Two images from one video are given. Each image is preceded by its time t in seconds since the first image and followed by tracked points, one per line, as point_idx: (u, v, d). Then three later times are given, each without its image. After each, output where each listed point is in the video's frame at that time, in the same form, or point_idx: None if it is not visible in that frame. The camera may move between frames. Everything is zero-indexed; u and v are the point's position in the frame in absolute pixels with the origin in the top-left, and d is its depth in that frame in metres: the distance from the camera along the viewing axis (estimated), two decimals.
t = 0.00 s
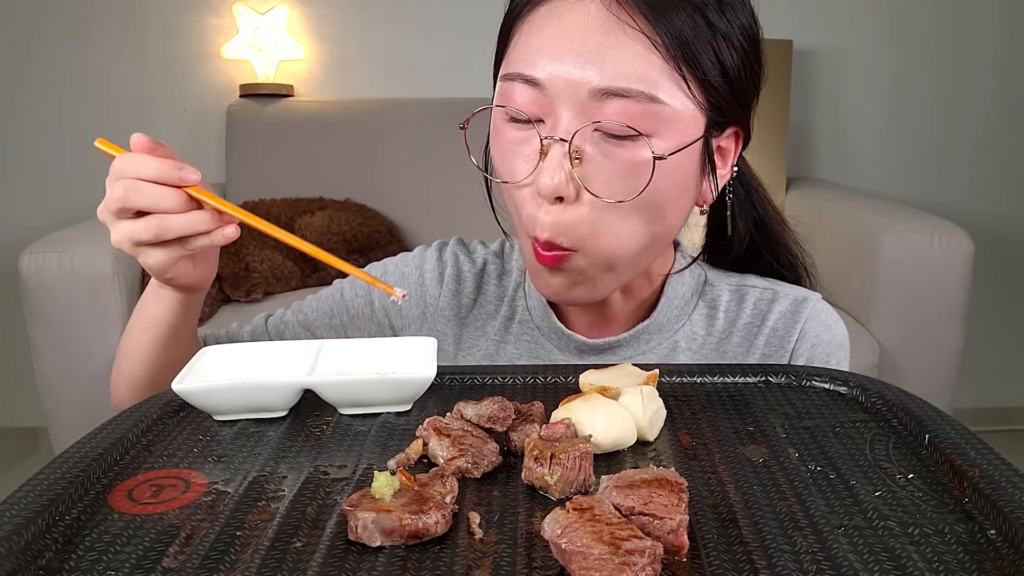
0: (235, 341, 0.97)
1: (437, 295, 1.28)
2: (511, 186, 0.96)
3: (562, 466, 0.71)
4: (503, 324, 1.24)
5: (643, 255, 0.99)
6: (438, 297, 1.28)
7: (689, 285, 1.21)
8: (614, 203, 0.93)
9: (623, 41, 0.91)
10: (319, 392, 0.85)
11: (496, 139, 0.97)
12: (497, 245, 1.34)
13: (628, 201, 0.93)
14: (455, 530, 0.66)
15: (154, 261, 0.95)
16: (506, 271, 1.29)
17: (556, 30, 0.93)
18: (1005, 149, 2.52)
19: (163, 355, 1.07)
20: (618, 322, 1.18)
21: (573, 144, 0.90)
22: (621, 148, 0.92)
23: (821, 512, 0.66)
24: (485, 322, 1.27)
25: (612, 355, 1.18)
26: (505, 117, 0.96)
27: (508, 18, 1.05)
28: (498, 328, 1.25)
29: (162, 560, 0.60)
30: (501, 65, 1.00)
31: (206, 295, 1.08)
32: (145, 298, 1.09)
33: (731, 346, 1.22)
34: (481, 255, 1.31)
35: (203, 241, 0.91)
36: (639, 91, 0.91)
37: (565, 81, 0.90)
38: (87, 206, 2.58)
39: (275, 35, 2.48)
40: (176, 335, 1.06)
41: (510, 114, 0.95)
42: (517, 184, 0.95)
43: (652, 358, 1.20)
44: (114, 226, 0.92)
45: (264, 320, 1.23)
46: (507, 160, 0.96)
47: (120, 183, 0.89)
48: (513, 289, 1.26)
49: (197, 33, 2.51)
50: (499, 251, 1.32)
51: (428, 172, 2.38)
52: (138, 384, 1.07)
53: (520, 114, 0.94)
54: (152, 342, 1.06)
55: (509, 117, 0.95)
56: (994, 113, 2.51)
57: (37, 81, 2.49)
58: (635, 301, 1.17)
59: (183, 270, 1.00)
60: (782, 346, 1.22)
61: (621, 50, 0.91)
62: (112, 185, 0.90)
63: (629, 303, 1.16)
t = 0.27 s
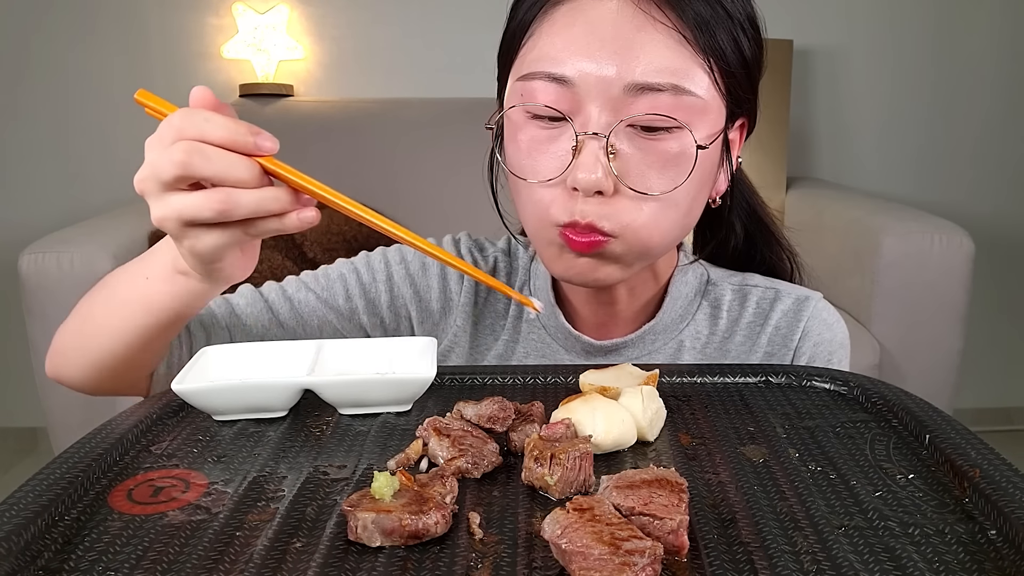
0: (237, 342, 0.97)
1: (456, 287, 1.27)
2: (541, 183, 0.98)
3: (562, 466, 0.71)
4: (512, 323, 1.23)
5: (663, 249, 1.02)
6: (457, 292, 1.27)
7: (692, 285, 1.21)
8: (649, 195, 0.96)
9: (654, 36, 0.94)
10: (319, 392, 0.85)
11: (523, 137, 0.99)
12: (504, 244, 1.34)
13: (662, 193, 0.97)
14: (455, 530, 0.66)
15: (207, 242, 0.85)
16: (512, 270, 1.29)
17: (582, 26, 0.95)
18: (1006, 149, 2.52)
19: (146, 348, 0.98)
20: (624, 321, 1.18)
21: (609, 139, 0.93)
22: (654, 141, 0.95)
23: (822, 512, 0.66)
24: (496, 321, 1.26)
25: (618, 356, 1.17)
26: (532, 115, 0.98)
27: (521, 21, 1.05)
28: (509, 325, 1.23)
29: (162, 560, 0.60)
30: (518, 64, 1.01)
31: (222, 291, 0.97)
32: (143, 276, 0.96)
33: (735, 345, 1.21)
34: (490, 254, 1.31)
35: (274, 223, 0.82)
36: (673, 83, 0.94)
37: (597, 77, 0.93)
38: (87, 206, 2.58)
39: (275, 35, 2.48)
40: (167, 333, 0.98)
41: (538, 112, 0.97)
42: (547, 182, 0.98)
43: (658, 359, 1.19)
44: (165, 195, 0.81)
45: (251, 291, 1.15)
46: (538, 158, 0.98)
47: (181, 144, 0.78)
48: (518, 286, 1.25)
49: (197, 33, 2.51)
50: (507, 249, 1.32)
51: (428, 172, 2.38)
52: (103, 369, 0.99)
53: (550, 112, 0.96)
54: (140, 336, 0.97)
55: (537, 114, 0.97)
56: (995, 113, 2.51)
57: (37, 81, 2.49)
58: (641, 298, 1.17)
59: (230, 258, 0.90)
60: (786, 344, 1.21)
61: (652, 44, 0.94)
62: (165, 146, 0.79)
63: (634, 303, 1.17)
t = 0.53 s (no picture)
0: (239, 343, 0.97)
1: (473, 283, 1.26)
2: (556, 181, 0.98)
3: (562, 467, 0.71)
4: (519, 325, 1.23)
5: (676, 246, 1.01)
6: (475, 290, 1.25)
7: (697, 287, 1.20)
8: (666, 189, 0.96)
9: (667, 28, 0.94)
10: (318, 393, 0.84)
11: (535, 134, 0.99)
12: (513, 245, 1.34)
13: (679, 185, 0.96)
14: (455, 531, 0.66)
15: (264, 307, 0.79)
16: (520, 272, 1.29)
17: (595, 21, 0.96)
18: (1007, 148, 2.52)
19: (141, 339, 0.96)
20: (632, 323, 1.18)
21: (626, 133, 0.93)
22: (669, 134, 0.95)
23: (822, 513, 0.66)
24: (505, 323, 1.25)
25: (626, 359, 1.17)
26: (544, 112, 0.98)
27: (531, 20, 1.04)
28: (518, 326, 1.23)
29: (161, 561, 0.60)
30: (528, 62, 1.01)
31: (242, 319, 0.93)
32: (170, 276, 0.92)
33: (741, 346, 1.21)
34: (500, 254, 1.31)
35: (339, 313, 0.75)
36: (689, 75, 0.95)
37: (611, 70, 0.93)
38: (86, 206, 2.58)
39: (274, 34, 2.47)
40: (167, 334, 0.96)
41: (551, 108, 0.97)
42: (561, 179, 0.97)
43: (664, 361, 1.20)
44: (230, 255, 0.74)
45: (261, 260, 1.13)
46: (553, 154, 0.97)
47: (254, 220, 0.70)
48: (524, 288, 1.25)
49: (196, 33, 2.51)
50: (515, 250, 1.32)
51: (428, 172, 2.38)
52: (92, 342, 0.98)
53: (563, 107, 0.96)
54: (140, 329, 0.94)
55: (551, 110, 0.97)
56: (995, 112, 2.51)
57: (36, 80, 2.48)
58: (650, 301, 1.16)
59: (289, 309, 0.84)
60: (792, 346, 1.21)
61: (666, 37, 0.94)
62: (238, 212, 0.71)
63: (644, 304, 1.16)
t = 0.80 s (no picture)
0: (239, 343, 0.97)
1: (474, 281, 1.26)
2: (567, 179, 0.98)
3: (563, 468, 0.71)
4: (521, 326, 1.23)
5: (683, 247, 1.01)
6: (476, 289, 1.25)
7: (701, 288, 1.20)
8: (676, 190, 0.96)
9: (682, 27, 0.94)
10: (318, 393, 0.84)
11: (546, 131, 0.99)
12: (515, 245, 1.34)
13: (690, 186, 0.96)
14: (455, 531, 0.65)
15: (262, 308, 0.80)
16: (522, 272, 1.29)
17: (609, 19, 0.95)
18: (1008, 148, 2.52)
19: (141, 336, 0.96)
20: (635, 325, 1.17)
21: (638, 132, 0.93)
22: (681, 134, 0.95)
23: (823, 513, 0.66)
24: (506, 323, 1.25)
25: (629, 360, 1.17)
26: (555, 109, 0.98)
27: (541, 20, 1.04)
28: (520, 327, 1.23)
29: (161, 561, 0.60)
30: (540, 58, 1.01)
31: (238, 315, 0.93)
32: (169, 272, 0.92)
33: (744, 347, 1.21)
34: (503, 254, 1.31)
35: (336, 314, 0.76)
36: (702, 75, 0.95)
37: (624, 69, 0.93)
38: (85, 206, 2.58)
39: (274, 34, 2.47)
40: (166, 330, 0.96)
41: (562, 105, 0.97)
42: (572, 177, 0.97)
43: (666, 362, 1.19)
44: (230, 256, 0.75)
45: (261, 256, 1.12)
46: (564, 152, 0.97)
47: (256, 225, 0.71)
48: (526, 288, 1.25)
49: (195, 33, 2.51)
50: (518, 250, 1.33)
51: (428, 172, 2.38)
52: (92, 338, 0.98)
53: (576, 104, 0.96)
54: (138, 327, 0.95)
55: (563, 107, 0.97)
56: (996, 113, 2.51)
57: (36, 80, 2.48)
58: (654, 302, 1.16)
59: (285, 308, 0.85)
60: (795, 347, 1.21)
61: (680, 36, 0.94)
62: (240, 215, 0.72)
63: (650, 305, 1.15)
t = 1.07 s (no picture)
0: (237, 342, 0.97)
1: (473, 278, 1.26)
2: (570, 179, 0.97)
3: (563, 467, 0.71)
4: (520, 325, 1.23)
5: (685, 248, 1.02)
6: (474, 286, 1.25)
7: (700, 287, 1.20)
8: (680, 191, 0.96)
9: (687, 29, 0.95)
10: (317, 393, 0.84)
11: (549, 131, 0.99)
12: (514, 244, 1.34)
13: (694, 187, 0.97)
14: (455, 531, 0.65)
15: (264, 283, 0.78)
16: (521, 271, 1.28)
17: (614, 20, 0.95)
18: (1008, 148, 2.52)
19: (141, 319, 0.96)
20: (634, 323, 1.17)
21: (644, 133, 0.93)
22: (685, 136, 0.95)
23: (823, 513, 0.66)
24: (505, 322, 1.25)
25: (627, 359, 1.16)
26: (559, 109, 0.98)
27: (544, 21, 1.04)
28: (518, 326, 1.23)
29: (161, 562, 0.60)
30: (544, 57, 1.01)
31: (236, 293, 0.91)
32: (164, 250, 0.91)
33: (743, 347, 1.21)
34: (503, 253, 1.31)
35: (338, 291, 0.74)
36: (707, 77, 0.95)
37: (630, 69, 0.93)
38: (85, 206, 2.58)
39: (274, 34, 2.47)
40: (166, 311, 0.95)
41: (566, 105, 0.97)
42: (576, 177, 0.97)
43: (665, 361, 1.19)
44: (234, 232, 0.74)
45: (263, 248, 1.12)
46: (568, 153, 0.97)
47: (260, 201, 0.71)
48: (525, 287, 1.25)
49: (195, 33, 2.51)
50: (517, 249, 1.33)
51: (428, 172, 2.38)
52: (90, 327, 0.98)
53: (580, 105, 0.96)
54: (140, 309, 0.94)
55: (568, 107, 0.97)
56: (997, 113, 2.50)
57: (35, 80, 2.48)
58: (653, 301, 1.16)
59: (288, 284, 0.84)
60: (794, 347, 1.21)
61: (686, 38, 0.94)
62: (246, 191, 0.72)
63: (647, 305, 1.16)
